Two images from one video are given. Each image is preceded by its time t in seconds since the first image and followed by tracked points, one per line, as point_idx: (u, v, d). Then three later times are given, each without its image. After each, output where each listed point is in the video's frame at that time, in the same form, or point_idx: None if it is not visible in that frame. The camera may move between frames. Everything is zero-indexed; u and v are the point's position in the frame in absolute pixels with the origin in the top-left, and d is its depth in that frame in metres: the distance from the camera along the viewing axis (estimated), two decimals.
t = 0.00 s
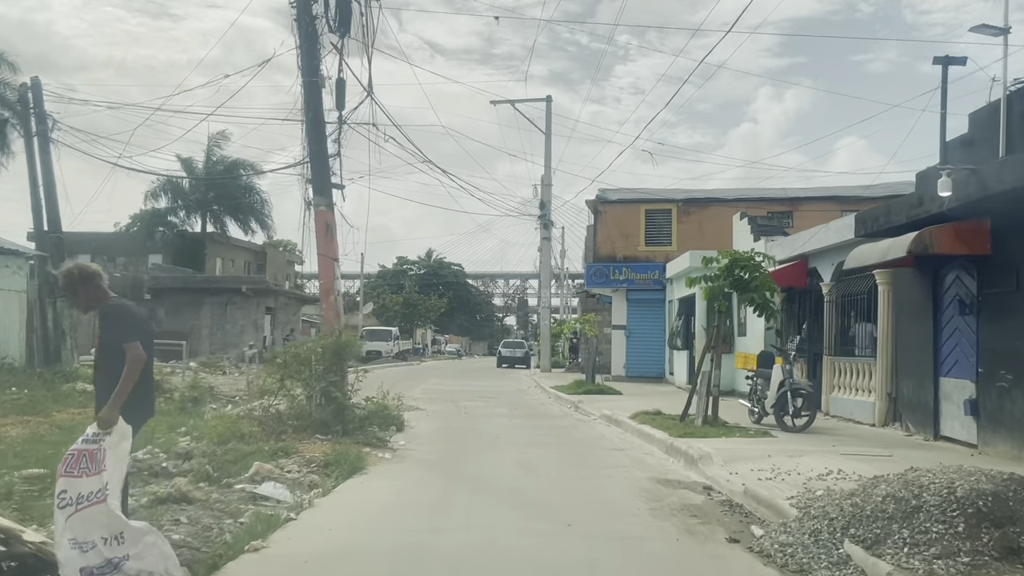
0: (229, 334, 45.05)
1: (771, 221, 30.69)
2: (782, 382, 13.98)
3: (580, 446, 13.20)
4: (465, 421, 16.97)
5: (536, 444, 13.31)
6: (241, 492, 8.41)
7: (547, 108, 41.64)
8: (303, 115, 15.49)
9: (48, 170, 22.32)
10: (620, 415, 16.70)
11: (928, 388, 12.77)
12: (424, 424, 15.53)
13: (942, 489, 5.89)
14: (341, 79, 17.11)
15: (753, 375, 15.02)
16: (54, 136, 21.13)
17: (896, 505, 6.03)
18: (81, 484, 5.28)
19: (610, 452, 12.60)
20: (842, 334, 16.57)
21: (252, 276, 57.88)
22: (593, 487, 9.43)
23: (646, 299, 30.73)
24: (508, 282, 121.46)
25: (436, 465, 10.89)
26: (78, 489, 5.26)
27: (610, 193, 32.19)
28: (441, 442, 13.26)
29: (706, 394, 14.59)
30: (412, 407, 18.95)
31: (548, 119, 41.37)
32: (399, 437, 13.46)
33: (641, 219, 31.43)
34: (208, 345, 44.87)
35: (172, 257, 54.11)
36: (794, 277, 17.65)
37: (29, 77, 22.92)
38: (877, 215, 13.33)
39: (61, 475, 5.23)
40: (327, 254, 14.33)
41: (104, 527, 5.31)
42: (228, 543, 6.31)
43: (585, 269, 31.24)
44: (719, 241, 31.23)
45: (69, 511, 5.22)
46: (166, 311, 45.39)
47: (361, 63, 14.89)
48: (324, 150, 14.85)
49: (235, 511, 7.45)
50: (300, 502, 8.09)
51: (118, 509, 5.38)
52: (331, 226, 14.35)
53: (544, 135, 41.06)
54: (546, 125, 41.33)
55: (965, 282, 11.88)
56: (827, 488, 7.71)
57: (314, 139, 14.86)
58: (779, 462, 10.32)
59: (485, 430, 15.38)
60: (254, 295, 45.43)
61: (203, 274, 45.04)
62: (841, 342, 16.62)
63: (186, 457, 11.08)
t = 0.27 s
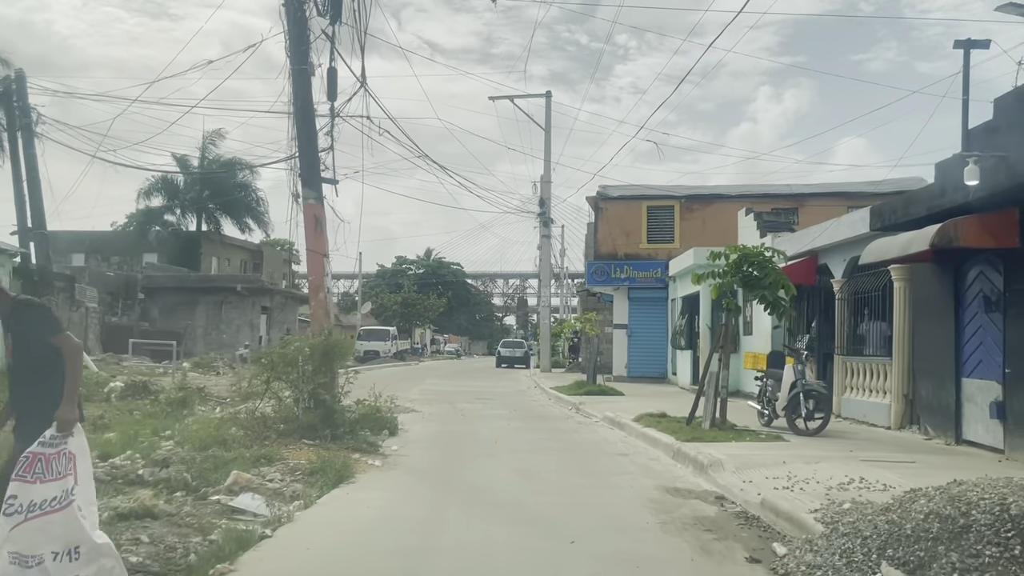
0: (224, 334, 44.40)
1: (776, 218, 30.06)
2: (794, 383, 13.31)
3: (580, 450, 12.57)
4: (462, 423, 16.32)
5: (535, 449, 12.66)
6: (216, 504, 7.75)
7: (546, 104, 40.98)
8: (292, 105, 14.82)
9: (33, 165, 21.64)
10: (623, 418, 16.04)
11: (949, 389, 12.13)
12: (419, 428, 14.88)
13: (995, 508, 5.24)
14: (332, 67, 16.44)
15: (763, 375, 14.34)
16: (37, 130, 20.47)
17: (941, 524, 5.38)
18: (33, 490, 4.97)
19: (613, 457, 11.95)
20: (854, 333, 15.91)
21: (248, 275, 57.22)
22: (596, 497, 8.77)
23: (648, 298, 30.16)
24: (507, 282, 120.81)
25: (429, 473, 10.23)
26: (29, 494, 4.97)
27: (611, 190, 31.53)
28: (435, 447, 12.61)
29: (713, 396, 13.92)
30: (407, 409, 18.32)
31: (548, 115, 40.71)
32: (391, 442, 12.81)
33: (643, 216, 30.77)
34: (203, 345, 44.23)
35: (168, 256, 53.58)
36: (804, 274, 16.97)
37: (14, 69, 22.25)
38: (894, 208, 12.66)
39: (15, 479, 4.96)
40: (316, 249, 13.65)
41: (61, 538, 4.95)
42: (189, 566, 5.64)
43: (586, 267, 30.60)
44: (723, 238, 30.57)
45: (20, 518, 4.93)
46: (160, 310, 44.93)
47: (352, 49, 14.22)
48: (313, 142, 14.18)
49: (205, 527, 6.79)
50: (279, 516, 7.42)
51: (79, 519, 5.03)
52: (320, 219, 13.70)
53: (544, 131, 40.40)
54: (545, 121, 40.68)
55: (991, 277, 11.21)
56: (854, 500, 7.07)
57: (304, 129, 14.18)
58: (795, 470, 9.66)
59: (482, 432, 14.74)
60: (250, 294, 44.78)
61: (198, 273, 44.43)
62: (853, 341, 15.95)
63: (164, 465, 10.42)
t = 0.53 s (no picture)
0: (220, 334, 43.71)
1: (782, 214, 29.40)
2: (808, 384, 12.59)
3: (583, 456, 11.89)
4: (459, 427, 15.65)
5: (535, 454, 11.97)
6: (185, 521, 7.05)
7: (546, 100, 40.33)
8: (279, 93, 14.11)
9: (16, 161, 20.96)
10: (627, 421, 15.37)
11: (974, 391, 11.47)
12: (413, 432, 14.21)
13: None
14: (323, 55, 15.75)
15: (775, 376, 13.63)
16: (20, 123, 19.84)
17: (1001, 552, 4.72)
18: None
19: (618, 464, 11.27)
20: (868, 332, 15.23)
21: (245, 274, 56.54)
22: (602, 510, 8.09)
23: (651, 296, 29.51)
24: (507, 282, 120.14)
25: (422, 482, 9.57)
26: None
27: (612, 186, 30.85)
28: (430, 452, 11.94)
29: (723, 398, 13.22)
30: (402, 412, 17.65)
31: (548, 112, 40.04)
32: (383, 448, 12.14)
33: (645, 213, 30.09)
34: (198, 346, 43.61)
35: (163, 256, 52.86)
36: (815, 270, 16.29)
37: None
38: (915, 199, 11.99)
39: None
40: (305, 244, 12.97)
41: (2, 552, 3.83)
42: None
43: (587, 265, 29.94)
44: (727, 235, 29.91)
45: None
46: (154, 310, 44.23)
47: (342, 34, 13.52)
48: (301, 131, 13.48)
49: (168, 549, 6.10)
50: (254, 533, 6.73)
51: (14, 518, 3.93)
52: (309, 213, 13.03)
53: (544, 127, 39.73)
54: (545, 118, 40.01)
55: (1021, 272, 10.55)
56: (889, 517, 6.41)
57: (292, 117, 13.48)
58: (814, 479, 8.99)
59: (479, 436, 14.07)
60: (245, 294, 44.09)
61: (193, 273, 43.83)
62: (866, 340, 15.26)
63: (138, 473, 9.74)
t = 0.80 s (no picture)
0: (215, 335, 43.07)
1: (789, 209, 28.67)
2: (825, 385, 11.86)
3: (587, 462, 11.18)
4: (457, 430, 14.93)
5: (535, 461, 11.25)
6: (149, 544, 6.34)
7: (546, 95, 39.60)
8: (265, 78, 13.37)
9: None
10: (633, 423, 14.66)
11: (1004, 392, 10.75)
12: (407, 437, 13.49)
13: None
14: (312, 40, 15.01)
15: (789, 376, 12.91)
16: (3, 116, 19.16)
17: None
18: None
19: (625, 471, 10.56)
20: (884, 329, 14.51)
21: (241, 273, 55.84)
22: (609, 526, 7.38)
23: (654, 294, 28.82)
24: (508, 281, 119.54)
25: (414, 493, 8.86)
26: None
27: (614, 181, 30.13)
28: (424, 460, 11.22)
29: (734, 400, 12.49)
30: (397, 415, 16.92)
31: (548, 107, 39.33)
32: (374, 455, 11.42)
33: (648, 208, 29.37)
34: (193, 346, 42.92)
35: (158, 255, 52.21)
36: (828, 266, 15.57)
37: None
38: (940, 189, 11.29)
39: None
40: (292, 238, 12.25)
41: None
42: None
43: (588, 262, 29.25)
44: (731, 231, 29.17)
45: None
46: (148, 310, 43.59)
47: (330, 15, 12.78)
48: (288, 118, 12.73)
49: None
50: (223, 556, 6.02)
51: None
52: (296, 205, 12.32)
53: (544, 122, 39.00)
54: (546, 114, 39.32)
55: None
56: (936, 541, 5.72)
57: (278, 104, 12.73)
58: (840, 488, 8.29)
59: (477, 440, 13.36)
60: (241, 293, 43.40)
61: (188, 272, 43.17)
62: (883, 338, 14.53)
63: (108, 484, 9.04)
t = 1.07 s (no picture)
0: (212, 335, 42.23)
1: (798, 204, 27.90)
2: (847, 386, 11.12)
3: (594, 471, 10.43)
4: (456, 435, 14.19)
5: (538, 468, 10.52)
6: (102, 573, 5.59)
7: (547, 89, 38.81)
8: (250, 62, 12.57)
9: None
10: (641, 427, 13.91)
11: None
12: (402, 442, 12.74)
13: None
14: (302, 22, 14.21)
15: (806, 377, 12.16)
16: None
17: None
18: None
19: (634, 480, 9.84)
20: (904, 326, 13.78)
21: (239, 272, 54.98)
22: (621, 546, 6.65)
23: (659, 292, 28.11)
24: (509, 280, 118.80)
25: (406, 507, 8.11)
26: None
27: (618, 176, 29.36)
28: (419, 468, 10.48)
29: (748, 402, 11.73)
30: (393, 419, 16.16)
31: (549, 101, 38.56)
32: (365, 463, 10.68)
33: (652, 203, 28.60)
34: (189, 347, 42.21)
35: (155, 254, 51.45)
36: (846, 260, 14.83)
37: None
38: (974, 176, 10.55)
39: None
40: (278, 231, 11.49)
41: None
42: None
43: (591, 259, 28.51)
44: (738, 226, 28.41)
45: None
46: (144, 310, 42.89)
47: None
48: (274, 103, 11.95)
49: None
50: None
51: None
52: (283, 196, 11.58)
53: (545, 117, 38.21)
54: (547, 108, 38.55)
55: None
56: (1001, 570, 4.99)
57: (263, 87, 11.93)
58: (874, 501, 7.56)
59: (476, 446, 12.62)
60: (238, 292, 42.52)
61: (183, 271, 42.48)
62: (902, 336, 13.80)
63: (72, 498, 8.31)
